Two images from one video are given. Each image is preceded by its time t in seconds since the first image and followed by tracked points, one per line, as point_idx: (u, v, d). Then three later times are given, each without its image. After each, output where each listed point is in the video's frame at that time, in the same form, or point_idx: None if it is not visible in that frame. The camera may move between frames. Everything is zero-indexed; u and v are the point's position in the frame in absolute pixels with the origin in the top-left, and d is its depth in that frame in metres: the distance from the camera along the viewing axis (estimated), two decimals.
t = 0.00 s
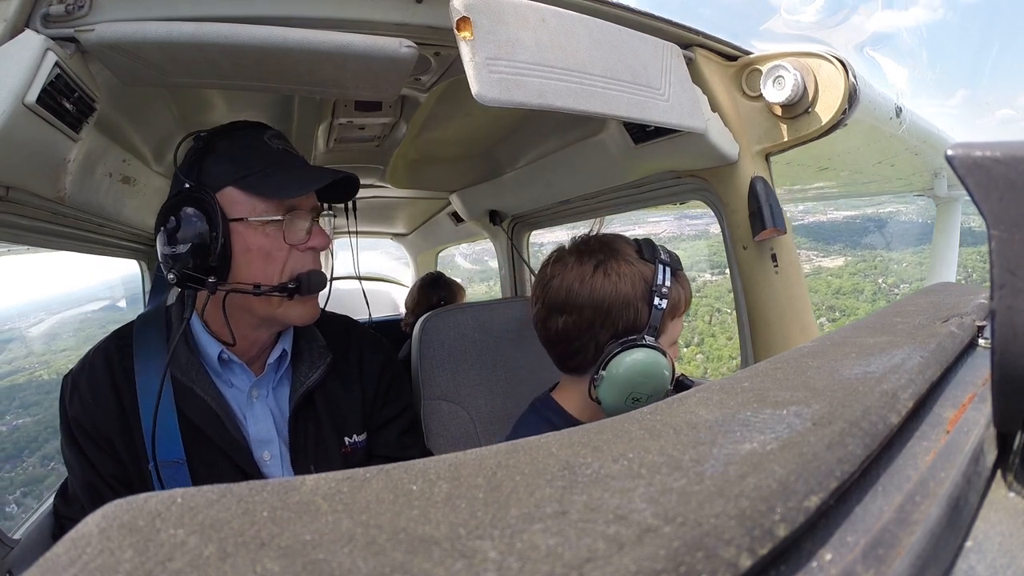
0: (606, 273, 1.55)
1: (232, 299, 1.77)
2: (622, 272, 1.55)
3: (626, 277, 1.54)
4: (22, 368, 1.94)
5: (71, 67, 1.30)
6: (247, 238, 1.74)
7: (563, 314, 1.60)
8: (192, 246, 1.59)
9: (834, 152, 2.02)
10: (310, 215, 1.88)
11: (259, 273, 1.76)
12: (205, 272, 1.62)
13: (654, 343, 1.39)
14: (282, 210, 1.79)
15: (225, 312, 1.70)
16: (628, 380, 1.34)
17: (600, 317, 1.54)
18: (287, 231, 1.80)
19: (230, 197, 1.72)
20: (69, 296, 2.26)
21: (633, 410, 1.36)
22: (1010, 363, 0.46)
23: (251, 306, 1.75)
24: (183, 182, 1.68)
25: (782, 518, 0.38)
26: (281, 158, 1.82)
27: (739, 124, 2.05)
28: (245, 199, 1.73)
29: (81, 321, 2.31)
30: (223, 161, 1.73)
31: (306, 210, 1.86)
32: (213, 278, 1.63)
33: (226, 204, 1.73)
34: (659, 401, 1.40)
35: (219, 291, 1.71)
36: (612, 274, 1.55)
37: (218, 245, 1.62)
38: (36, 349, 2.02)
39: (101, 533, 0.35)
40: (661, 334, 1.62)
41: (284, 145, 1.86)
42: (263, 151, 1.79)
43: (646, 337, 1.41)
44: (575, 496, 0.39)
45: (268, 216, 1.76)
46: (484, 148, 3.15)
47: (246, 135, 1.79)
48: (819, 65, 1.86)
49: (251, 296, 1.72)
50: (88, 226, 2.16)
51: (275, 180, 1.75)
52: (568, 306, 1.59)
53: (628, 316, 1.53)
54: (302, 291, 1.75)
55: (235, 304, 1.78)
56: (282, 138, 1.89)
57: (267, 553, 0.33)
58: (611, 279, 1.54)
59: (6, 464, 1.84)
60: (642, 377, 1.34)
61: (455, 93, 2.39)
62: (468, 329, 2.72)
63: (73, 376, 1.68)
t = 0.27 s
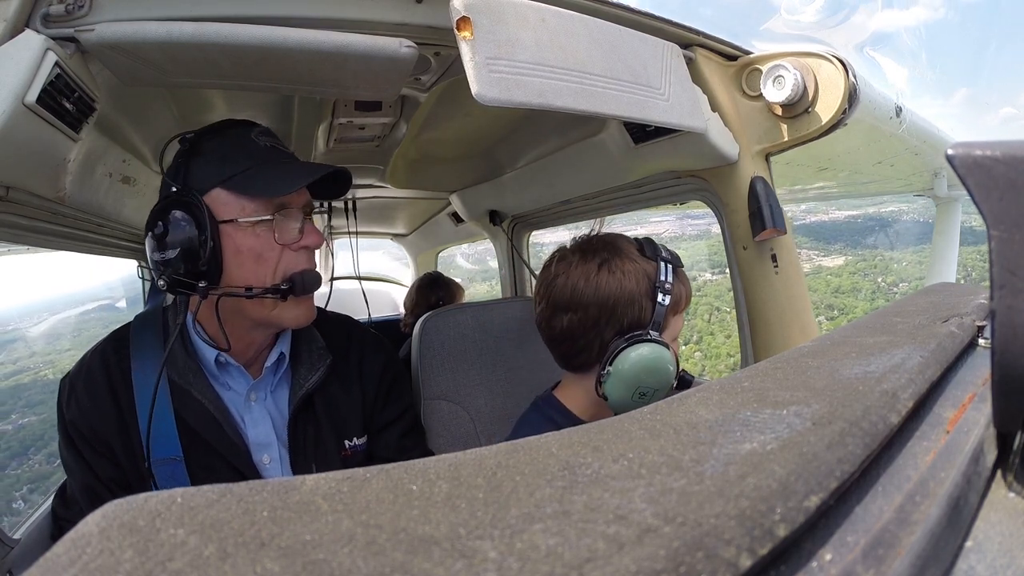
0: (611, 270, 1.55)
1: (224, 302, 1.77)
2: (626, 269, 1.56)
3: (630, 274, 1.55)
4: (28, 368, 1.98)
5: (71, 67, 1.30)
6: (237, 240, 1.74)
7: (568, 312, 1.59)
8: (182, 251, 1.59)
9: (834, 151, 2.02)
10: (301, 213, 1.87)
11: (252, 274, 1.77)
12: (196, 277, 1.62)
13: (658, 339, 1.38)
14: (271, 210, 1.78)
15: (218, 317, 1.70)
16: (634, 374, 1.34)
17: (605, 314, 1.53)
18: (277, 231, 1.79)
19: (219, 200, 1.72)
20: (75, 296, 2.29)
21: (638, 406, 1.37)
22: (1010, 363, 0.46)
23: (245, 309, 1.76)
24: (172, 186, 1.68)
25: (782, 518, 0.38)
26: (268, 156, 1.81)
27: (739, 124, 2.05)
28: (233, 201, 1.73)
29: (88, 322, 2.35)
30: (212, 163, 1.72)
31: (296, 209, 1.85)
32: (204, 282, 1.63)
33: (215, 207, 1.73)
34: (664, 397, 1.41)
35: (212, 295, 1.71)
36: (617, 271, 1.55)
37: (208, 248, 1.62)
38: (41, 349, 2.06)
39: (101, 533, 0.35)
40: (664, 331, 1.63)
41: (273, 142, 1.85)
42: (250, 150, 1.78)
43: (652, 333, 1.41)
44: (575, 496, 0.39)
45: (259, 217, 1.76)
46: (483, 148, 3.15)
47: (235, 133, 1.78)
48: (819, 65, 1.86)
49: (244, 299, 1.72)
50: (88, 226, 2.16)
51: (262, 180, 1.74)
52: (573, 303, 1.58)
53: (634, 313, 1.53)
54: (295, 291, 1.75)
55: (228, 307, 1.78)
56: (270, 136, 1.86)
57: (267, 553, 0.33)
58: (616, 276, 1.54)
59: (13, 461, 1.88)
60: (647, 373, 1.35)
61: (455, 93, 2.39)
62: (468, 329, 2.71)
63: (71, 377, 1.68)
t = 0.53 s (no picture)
0: (612, 270, 1.56)
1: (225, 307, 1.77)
2: (627, 269, 1.56)
3: (632, 273, 1.55)
4: (33, 371, 2.00)
5: (72, 67, 1.30)
6: (240, 245, 1.74)
7: (570, 311, 1.59)
8: (185, 256, 1.60)
9: (834, 151, 2.02)
10: (304, 219, 1.87)
11: (255, 278, 1.77)
12: (199, 282, 1.62)
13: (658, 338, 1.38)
14: (275, 215, 1.78)
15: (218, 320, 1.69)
16: (635, 372, 1.34)
17: (607, 313, 1.53)
18: (281, 237, 1.79)
19: (223, 204, 1.72)
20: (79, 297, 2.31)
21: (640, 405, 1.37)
22: (1010, 363, 0.46)
23: (247, 311, 1.76)
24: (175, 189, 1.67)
25: (782, 518, 0.38)
26: (271, 161, 1.81)
27: (739, 125, 2.05)
28: (237, 206, 1.73)
29: (93, 323, 2.37)
30: (215, 167, 1.72)
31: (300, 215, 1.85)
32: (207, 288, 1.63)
33: (218, 211, 1.73)
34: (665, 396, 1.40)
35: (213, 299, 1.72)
36: (618, 270, 1.56)
37: (212, 254, 1.62)
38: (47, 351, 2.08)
39: (101, 533, 0.35)
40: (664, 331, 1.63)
41: (275, 146, 1.86)
42: (254, 155, 1.78)
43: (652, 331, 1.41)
44: (575, 496, 0.39)
45: (262, 223, 1.76)
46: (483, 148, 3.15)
47: (240, 137, 1.78)
48: (819, 65, 1.86)
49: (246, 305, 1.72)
50: (88, 226, 2.15)
51: (266, 185, 1.74)
52: (575, 303, 1.58)
53: (635, 312, 1.53)
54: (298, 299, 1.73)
55: (230, 310, 1.78)
56: (272, 139, 1.88)
57: (267, 553, 0.33)
58: (617, 275, 1.55)
59: (21, 462, 1.93)
60: (648, 371, 1.35)
61: (455, 93, 2.39)
62: (468, 329, 2.71)
63: (70, 379, 1.68)
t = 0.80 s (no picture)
0: (608, 271, 1.56)
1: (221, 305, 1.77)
2: (623, 270, 1.56)
3: (628, 274, 1.55)
4: (37, 374, 2.04)
5: (71, 67, 1.30)
6: (235, 242, 1.74)
7: (566, 312, 1.59)
8: (180, 252, 1.60)
9: (834, 151, 2.02)
10: (300, 217, 1.87)
11: (249, 276, 1.77)
12: (193, 278, 1.61)
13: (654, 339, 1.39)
14: (270, 212, 1.78)
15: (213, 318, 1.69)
16: (631, 374, 1.34)
17: (603, 314, 1.53)
18: (275, 235, 1.80)
19: (218, 202, 1.72)
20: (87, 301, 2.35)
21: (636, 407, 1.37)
22: (1010, 363, 0.46)
23: (242, 310, 1.76)
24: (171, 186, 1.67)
25: (782, 518, 0.38)
26: (267, 160, 1.81)
27: (739, 125, 2.05)
28: (232, 204, 1.73)
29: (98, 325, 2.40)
30: (210, 165, 1.72)
31: (295, 213, 1.85)
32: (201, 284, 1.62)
33: (213, 208, 1.72)
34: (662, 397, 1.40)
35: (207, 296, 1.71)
36: (614, 271, 1.55)
37: (206, 251, 1.62)
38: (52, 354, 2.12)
39: (101, 533, 0.35)
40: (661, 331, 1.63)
41: (273, 145, 1.86)
42: (251, 154, 1.78)
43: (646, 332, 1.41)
44: (575, 496, 0.39)
45: (256, 220, 1.76)
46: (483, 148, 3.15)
47: (236, 135, 1.78)
48: (819, 65, 1.86)
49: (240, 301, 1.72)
50: (88, 226, 2.15)
51: (261, 183, 1.74)
52: (572, 304, 1.58)
53: (631, 313, 1.53)
54: (291, 297, 1.74)
55: (225, 308, 1.78)
56: (271, 138, 1.88)
57: (267, 553, 0.33)
58: (614, 276, 1.55)
59: (27, 464, 1.98)
60: (645, 374, 1.35)
61: (455, 93, 2.39)
62: (468, 329, 2.71)
63: (68, 381, 1.68)
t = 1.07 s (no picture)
0: (609, 270, 1.55)
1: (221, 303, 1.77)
2: (624, 269, 1.56)
3: (628, 274, 1.55)
4: (42, 377, 2.06)
5: (71, 67, 1.30)
6: (235, 241, 1.74)
7: (567, 312, 1.59)
8: (180, 249, 1.59)
9: (834, 151, 2.02)
10: (300, 217, 1.87)
11: (248, 274, 1.77)
12: (193, 275, 1.61)
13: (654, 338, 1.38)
14: (270, 211, 1.78)
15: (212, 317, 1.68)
16: (631, 373, 1.34)
17: (604, 314, 1.53)
18: (276, 233, 1.79)
19: (219, 200, 1.72)
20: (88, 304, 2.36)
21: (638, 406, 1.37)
22: (1010, 363, 0.46)
23: (240, 309, 1.76)
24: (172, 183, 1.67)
25: (782, 518, 0.38)
26: (268, 160, 1.80)
27: (739, 125, 2.05)
28: (233, 202, 1.73)
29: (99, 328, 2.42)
30: (212, 163, 1.72)
31: (296, 212, 1.85)
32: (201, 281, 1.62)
33: (213, 206, 1.72)
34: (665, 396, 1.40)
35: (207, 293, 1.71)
36: (615, 271, 1.55)
37: (206, 248, 1.62)
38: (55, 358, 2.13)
39: (101, 533, 0.35)
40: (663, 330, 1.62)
41: (274, 145, 1.85)
42: (251, 153, 1.78)
43: (649, 332, 1.41)
44: (575, 496, 0.39)
45: (257, 218, 1.76)
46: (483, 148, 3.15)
47: (237, 134, 1.78)
48: (819, 65, 1.86)
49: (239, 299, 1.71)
50: (88, 226, 2.15)
51: (261, 182, 1.74)
52: (572, 304, 1.58)
53: (632, 312, 1.53)
54: (291, 295, 1.75)
55: (225, 306, 1.77)
56: (271, 138, 1.87)
57: (267, 553, 0.33)
58: (614, 276, 1.54)
59: (32, 465, 2.01)
60: (647, 372, 1.35)
61: (455, 93, 2.39)
62: (468, 329, 2.71)
63: (69, 381, 1.68)
